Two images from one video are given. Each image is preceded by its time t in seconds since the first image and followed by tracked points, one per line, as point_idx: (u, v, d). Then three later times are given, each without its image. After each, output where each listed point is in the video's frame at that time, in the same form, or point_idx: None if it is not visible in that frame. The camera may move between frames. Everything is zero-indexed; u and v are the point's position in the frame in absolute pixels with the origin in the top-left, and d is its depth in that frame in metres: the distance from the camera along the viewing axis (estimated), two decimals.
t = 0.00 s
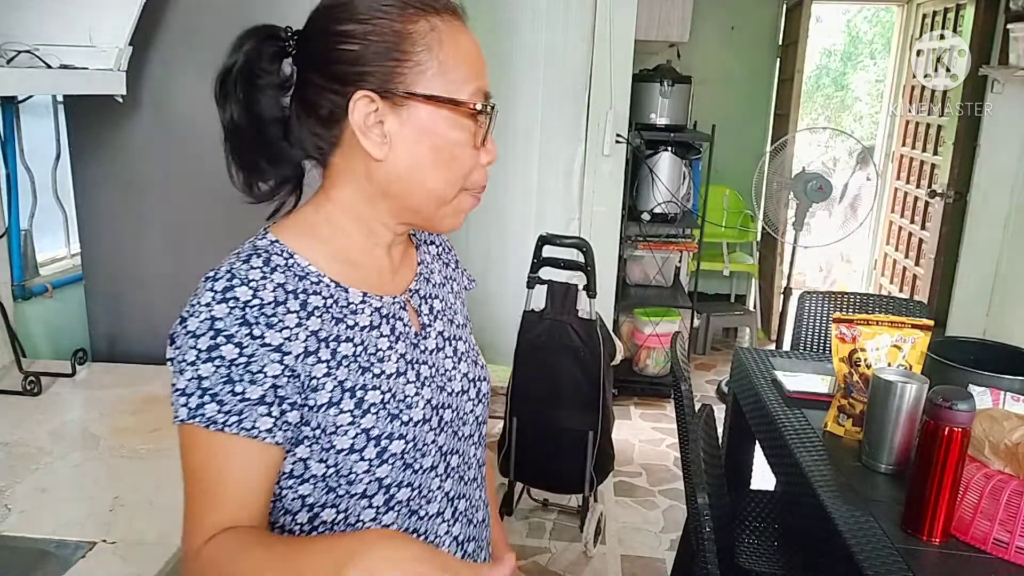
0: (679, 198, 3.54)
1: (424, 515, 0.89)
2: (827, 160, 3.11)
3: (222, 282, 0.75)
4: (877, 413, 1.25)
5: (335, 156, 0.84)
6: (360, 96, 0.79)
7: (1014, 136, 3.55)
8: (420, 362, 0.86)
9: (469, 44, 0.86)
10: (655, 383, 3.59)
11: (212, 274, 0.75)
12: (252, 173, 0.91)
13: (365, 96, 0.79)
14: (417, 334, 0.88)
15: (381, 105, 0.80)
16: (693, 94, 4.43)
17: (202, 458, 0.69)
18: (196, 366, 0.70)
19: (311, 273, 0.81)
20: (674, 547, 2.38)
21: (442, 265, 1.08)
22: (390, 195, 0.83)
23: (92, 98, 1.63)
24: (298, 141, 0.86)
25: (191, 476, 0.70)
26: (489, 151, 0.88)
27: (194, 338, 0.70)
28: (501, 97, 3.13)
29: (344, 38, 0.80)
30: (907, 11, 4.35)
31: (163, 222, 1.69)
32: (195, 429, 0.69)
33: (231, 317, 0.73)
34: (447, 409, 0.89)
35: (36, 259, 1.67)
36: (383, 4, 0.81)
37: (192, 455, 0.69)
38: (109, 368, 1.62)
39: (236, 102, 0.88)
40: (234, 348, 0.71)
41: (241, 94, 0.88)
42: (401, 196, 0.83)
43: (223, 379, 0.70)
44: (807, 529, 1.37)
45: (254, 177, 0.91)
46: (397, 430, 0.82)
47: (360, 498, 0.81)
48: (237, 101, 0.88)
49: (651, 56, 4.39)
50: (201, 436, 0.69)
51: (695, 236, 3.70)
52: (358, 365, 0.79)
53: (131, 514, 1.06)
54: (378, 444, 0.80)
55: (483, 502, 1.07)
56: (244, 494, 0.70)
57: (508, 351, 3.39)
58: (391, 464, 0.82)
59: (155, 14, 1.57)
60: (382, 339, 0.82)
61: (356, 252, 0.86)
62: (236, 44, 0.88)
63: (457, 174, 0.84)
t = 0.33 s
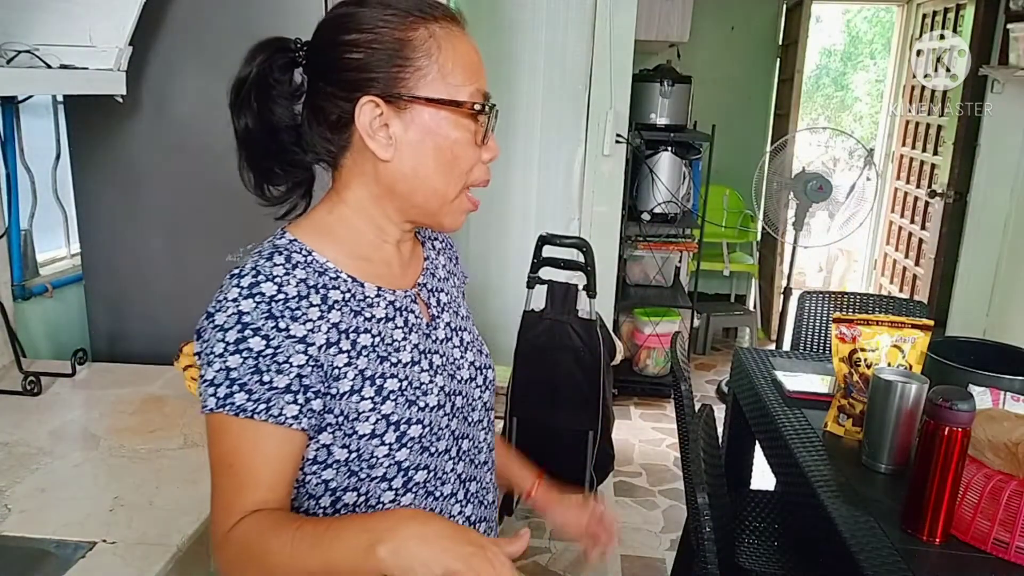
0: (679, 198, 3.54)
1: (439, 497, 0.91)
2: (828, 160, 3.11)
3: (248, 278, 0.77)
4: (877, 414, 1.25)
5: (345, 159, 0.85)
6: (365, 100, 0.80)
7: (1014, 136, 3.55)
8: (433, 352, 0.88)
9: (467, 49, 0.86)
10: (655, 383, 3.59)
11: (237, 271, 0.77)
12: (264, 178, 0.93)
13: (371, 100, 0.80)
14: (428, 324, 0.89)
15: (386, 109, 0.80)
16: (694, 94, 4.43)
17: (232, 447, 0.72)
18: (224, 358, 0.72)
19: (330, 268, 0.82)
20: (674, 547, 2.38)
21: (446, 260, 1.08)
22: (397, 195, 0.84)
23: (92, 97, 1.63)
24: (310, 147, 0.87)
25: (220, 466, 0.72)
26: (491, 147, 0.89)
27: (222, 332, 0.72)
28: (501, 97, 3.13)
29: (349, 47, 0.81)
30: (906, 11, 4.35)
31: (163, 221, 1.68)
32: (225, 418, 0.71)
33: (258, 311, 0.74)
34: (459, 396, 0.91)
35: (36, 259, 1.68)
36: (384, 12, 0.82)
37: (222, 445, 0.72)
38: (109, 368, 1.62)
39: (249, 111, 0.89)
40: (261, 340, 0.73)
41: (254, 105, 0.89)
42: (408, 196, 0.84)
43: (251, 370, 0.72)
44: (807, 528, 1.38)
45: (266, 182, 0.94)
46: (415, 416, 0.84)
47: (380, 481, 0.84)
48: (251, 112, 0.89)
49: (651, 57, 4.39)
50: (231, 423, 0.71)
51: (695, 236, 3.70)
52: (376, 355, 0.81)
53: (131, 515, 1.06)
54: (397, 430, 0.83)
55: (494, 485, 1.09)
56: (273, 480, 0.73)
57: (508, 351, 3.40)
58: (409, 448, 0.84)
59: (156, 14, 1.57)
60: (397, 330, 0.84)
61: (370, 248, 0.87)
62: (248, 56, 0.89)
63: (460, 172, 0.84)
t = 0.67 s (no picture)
0: (680, 198, 3.54)
1: (448, 485, 0.94)
2: (827, 160, 3.11)
3: (265, 274, 0.80)
4: (878, 414, 1.25)
5: (355, 156, 0.87)
6: (379, 102, 0.82)
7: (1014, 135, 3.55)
8: (440, 345, 0.91)
9: (483, 63, 0.88)
10: (655, 384, 3.59)
11: (255, 268, 0.81)
12: (278, 163, 0.95)
13: (384, 102, 0.82)
14: (434, 318, 0.92)
15: (398, 112, 0.82)
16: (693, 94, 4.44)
17: (252, 436, 0.74)
18: (244, 351, 0.75)
19: (341, 265, 0.85)
20: (674, 547, 2.38)
21: (450, 256, 1.09)
22: (402, 196, 0.86)
23: (92, 97, 1.63)
24: (324, 140, 0.89)
25: (239, 455, 0.74)
26: (495, 158, 0.90)
27: (242, 326, 0.76)
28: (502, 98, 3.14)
29: (371, 50, 0.83)
30: (906, 11, 4.35)
31: (163, 221, 1.68)
32: (244, 409, 0.74)
33: (276, 305, 0.78)
34: (464, 387, 0.94)
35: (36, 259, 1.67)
36: (406, 21, 0.84)
37: (243, 433, 0.74)
38: (110, 368, 1.62)
39: (269, 99, 0.92)
40: (279, 333, 0.76)
41: (275, 94, 0.91)
42: (412, 198, 0.86)
43: (270, 361, 0.75)
44: (807, 529, 1.37)
45: (279, 168, 0.95)
46: (424, 405, 0.87)
47: (391, 469, 0.87)
48: (271, 99, 0.91)
49: (651, 57, 4.38)
50: (251, 412, 0.74)
51: (695, 236, 3.70)
52: (386, 347, 0.85)
53: (131, 515, 1.06)
54: (408, 418, 0.86)
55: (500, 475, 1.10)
56: (293, 467, 0.75)
57: (507, 351, 3.40)
58: (419, 437, 0.88)
59: (156, 14, 1.57)
60: (406, 324, 0.88)
61: (376, 244, 0.90)
62: (274, 48, 0.92)
63: (463, 180, 0.86)
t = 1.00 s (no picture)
0: (680, 198, 3.53)
1: (448, 483, 0.94)
2: (827, 160, 3.11)
3: (275, 269, 0.81)
4: (879, 415, 1.25)
5: (370, 155, 0.88)
6: (391, 102, 0.83)
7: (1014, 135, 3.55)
8: (446, 345, 0.90)
9: (501, 73, 0.87)
10: (655, 383, 3.59)
11: (266, 263, 0.82)
12: (303, 154, 0.95)
13: (396, 103, 0.83)
14: (441, 318, 0.92)
15: (409, 113, 0.83)
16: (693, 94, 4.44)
17: (256, 424, 0.75)
18: (251, 343, 0.77)
19: (351, 261, 0.86)
20: (674, 547, 2.38)
21: (463, 256, 1.10)
22: (410, 197, 0.87)
23: (92, 97, 1.63)
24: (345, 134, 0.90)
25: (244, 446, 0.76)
26: (506, 168, 0.90)
27: (250, 318, 0.77)
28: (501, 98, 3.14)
29: (390, 52, 0.84)
30: (906, 11, 4.35)
31: (164, 220, 1.68)
32: (250, 400, 0.75)
33: (283, 299, 0.79)
34: (468, 387, 0.93)
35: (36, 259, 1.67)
36: (430, 26, 0.85)
37: (247, 421, 0.76)
38: (110, 368, 1.62)
39: (295, 89, 0.92)
40: (285, 327, 0.77)
41: (301, 85, 0.91)
42: (419, 200, 0.87)
43: (276, 354, 0.76)
44: (807, 529, 1.37)
45: (305, 156, 0.95)
46: (426, 404, 0.87)
47: (392, 464, 0.88)
48: (297, 90, 0.91)
49: (651, 57, 4.38)
50: (256, 403, 0.75)
51: (695, 236, 3.70)
52: (391, 344, 0.85)
53: (131, 515, 1.06)
54: (409, 416, 0.86)
55: (505, 475, 1.10)
56: (295, 459, 0.76)
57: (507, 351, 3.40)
58: (420, 434, 0.88)
59: (156, 14, 1.58)
60: (412, 322, 0.87)
61: (387, 244, 0.90)
62: (303, 40, 0.91)
63: (469, 187, 0.86)
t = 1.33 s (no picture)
0: (680, 198, 3.53)
1: (456, 476, 0.94)
2: (827, 160, 3.10)
3: (289, 260, 0.82)
4: (879, 415, 1.25)
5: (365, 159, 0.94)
6: (352, 103, 0.90)
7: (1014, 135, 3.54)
8: (456, 340, 0.91)
9: (446, 40, 0.86)
10: (655, 384, 3.59)
11: (280, 254, 0.82)
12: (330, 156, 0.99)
13: (355, 102, 0.89)
14: (451, 313, 0.92)
15: (364, 107, 0.88)
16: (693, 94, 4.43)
17: (268, 414, 0.75)
18: (265, 333, 0.77)
19: (364, 255, 0.87)
20: (674, 547, 2.38)
21: (474, 255, 1.11)
22: (389, 188, 0.90)
23: (92, 97, 1.63)
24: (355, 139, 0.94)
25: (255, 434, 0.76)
26: (469, 139, 0.87)
27: (264, 308, 0.77)
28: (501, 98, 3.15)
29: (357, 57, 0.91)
30: (906, 11, 4.35)
31: (164, 220, 1.68)
32: (262, 389, 0.75)
33: (297, 290, 0.79)
34: (478, 382, 0.94)
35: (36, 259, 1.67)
36: (384, 22, 0.90)
37: (259, 410, 0.76)
38: (110, 368, 1.62)
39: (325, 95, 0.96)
40: (299, 317, 0.77)
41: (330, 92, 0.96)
42: (394, 188, 0.89)
43: (289, 343, 0.76)
44: (807, 529, 1.37)
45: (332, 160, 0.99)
46: (436, 396, 0.87)
47: (401, 457, 0.87)
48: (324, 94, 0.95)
49: (651, 57, 4.38)
50: (268, 391, 0.75)
51: (695, 236, 3.69)
52: (403, 337, 0.85)
53: (131, 515, 1.06)
54: (420, 408, 0.86)
55: (509, 472, 1.09)
56: (306, 449, 0.76)
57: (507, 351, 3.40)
58: (430, 426, 0.88)
59: (156, 14, 1.58)
60: (423, 316, 0.88)
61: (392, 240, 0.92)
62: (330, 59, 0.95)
63: (426, 164, 0.86)
